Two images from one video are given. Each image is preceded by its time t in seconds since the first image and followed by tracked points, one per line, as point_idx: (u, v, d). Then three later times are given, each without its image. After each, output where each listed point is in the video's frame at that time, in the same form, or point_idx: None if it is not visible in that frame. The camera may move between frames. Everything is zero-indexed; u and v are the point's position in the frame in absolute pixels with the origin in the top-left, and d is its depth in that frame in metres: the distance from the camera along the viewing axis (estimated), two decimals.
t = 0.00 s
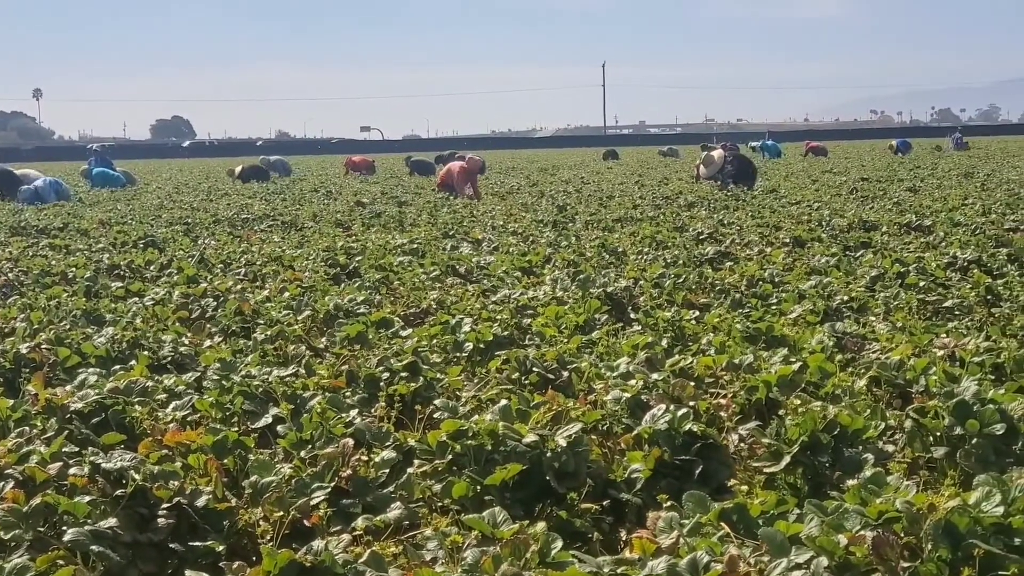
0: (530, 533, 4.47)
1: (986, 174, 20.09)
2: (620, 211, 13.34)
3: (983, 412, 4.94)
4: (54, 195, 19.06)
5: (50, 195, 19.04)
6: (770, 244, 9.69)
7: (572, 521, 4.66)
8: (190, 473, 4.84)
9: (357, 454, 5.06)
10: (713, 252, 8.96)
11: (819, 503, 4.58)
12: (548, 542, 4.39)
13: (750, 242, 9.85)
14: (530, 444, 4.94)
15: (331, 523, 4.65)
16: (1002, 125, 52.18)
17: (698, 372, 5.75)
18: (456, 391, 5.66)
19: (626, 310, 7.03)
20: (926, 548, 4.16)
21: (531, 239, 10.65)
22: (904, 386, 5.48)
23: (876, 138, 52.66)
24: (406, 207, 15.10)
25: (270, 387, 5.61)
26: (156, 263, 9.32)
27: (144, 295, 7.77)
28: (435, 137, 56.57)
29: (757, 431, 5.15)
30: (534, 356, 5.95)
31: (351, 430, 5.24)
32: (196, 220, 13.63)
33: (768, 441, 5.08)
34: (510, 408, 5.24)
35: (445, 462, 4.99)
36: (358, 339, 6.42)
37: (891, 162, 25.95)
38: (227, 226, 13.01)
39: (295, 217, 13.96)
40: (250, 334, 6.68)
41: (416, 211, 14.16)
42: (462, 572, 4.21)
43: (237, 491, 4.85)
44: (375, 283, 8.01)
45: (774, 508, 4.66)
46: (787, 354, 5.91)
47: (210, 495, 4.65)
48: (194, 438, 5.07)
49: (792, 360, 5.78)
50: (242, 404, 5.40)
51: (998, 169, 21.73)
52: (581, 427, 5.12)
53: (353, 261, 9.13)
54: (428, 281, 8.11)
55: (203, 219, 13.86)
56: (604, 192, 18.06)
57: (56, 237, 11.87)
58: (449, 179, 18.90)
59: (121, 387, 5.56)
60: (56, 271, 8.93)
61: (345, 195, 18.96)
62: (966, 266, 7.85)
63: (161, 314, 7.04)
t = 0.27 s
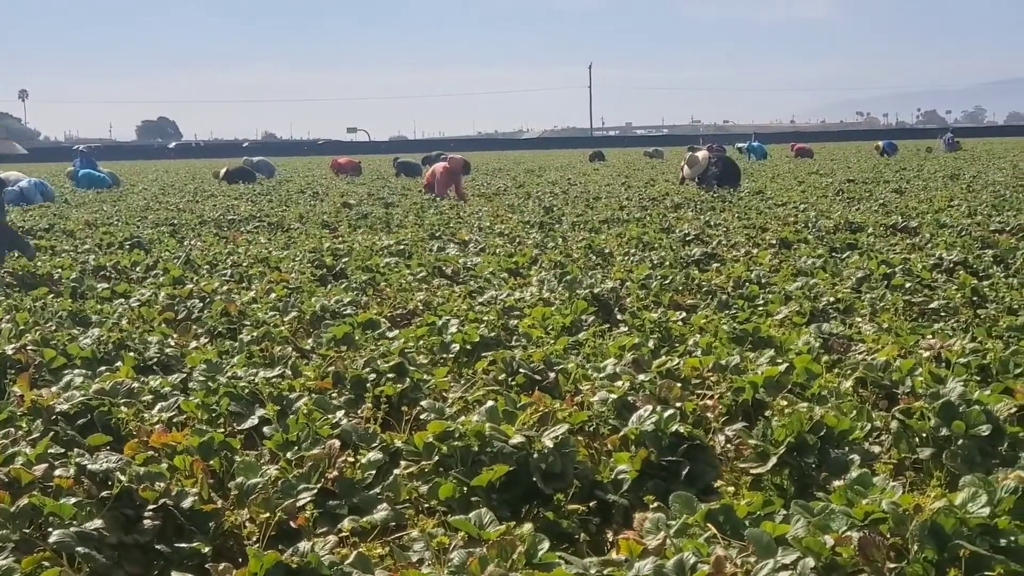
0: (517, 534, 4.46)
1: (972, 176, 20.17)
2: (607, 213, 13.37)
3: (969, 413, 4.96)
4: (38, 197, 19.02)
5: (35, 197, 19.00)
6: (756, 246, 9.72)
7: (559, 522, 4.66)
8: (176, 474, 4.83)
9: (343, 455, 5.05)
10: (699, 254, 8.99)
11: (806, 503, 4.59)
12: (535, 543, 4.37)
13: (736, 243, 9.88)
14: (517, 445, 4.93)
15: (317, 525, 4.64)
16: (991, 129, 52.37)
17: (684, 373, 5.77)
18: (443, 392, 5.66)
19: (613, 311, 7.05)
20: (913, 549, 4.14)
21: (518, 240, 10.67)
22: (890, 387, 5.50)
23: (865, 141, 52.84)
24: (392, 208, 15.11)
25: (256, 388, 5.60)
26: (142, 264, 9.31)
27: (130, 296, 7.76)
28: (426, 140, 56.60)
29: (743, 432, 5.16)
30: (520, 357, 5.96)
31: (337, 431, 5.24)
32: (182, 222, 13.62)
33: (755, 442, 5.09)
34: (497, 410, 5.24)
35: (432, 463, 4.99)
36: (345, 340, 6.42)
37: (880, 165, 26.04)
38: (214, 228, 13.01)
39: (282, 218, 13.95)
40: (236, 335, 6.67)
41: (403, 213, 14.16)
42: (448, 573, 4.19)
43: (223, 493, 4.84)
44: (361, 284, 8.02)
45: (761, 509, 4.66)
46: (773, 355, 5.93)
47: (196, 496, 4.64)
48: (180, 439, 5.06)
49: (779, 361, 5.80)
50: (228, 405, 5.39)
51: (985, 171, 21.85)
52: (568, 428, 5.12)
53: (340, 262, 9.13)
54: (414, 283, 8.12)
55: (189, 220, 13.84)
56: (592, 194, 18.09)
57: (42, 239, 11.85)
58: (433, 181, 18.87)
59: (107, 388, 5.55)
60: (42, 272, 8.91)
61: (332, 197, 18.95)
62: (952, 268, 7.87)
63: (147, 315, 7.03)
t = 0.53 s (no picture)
0: (510, 534, 4.45)
1: (964, 177, 20.22)
2: (599, 214, 13.38)
3: (962, 413, 4.97)
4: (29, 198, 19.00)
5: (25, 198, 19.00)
6: (749, 246, 9.74)
7: (552, 522, 4.65)
8: (168, 474, 4.83)
9: (336, 455, 5.05)
10: (692, 254, 9.01)
11: (799, 503, 4.59)
12: (528, 543, 4.37)
13: (729, 244, 9.89)
14: (510, 445, 4.93)
15: (309, 525, 4.64)
16: (986, 130, 52.48)
17: (678, 373, 5.77)
18: (436, 392, 5.66)
19: (606, 311, 7.07)
20: (905, 549, 4.14)
21: (511, 240, 10.68)
22: (883, 387, 5.51)
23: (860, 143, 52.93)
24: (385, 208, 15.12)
25: (249, 388, 5.60)
26: (135, 264, 9.31)
27: (122, 296, 7.76)
28: (422, 142, 56.65)
29: (736, 432, 5.16)
30: (513, 357, 5.96)
31: (330, 431, 5.24)
32: (175, 222, 13.61)
33: (748, 442, 5.09)
34: (490, 409, 5.24)
35: (424, 463, 4.99)
36: (338, 340, 6.43)
37: (874, 165, 26.09)
38: (207, 228, 13.01)
39: (274, 219, 13.95)
40: (229, 335, 6.68)
41: (396, 213, 14.16)
42: (441, 573, 4.18)
43: (216, 493, 4.83)
44: (354, 284, 8.02)
45: (754, 509, 4.66)
46: (766, 355, 5.94)
47: (189, 496, 4.63)
48: (173, 439, 5.06)
49: (772, 361, 5.82)
50: (220, 405, 5.39)
51: (978, 172, 21.91)
52: (561, 427, 5.12)
53: (332, 262, 9.13)
54: (407, 283, 8.13)
55: (181, 220, 13.84)
56: (585, 195, 18.11)
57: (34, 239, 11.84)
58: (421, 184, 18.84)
59: (99, 388, 5.54)
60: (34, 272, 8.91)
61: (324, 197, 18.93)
62: (944, 268, 7.89)
63: (139, 315, 7.03)
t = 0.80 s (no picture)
0: (502, 534, 4.44)
1: (957, 177, 20.27)
2: (592, 214, 13.40)
3: (954, 413, 4.96)
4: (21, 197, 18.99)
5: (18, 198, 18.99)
6: (742, 246, 9.75)
7: (544, 522, 4.65)
8: (160, 474, 4.83)
9: (329, 455, 5.05)
10: (684, 254, 9.03)
11: (791, 503, 4.59)
12: (520, 542, 4.37)
13: (722, 244, 9.91)
14: (503, 445, 4.93)
15: (302, 525, 4.64)
16: (982, 130, 52.53)
17: (670, 373, 5.78)
18: (428, 392, 5.67)
19: (599, 311, 7.08)
20: (897, 549, 4.14)
21: (504, 240, 10.70)
22: (875, 386, 5.52)
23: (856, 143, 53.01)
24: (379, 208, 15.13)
25: (241, 388, 5.61)
26: (128, 265, 9.31)
27: (115, 296, 7.77)
28: (418, 143, 56.68)
29: (728, 432, 5.16)
30: (506, 358, 5.97)
31: (322, 431, 5.24)
32: (168, 222, 13.62)
33: (740, 442, 5.09)
34: (482, 409, 5.25)
35: (417, 463, 4.99)
36: (330, 340, 6.44)
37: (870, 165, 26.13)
38: (200, 229, 13.02)
39: (267, 219, 13.96)
40: (221, 335, 6.68)
41: (390, 213, 14.17)
42: (433, 572, 4.17)
43: (208, 492, 4.84)
44: (347, 285, 8.03)
45: (746, 508, 4.66)
46: (759, 355, 5.95)
47: (181, 496, 4.63)
48: (165, 440, 5.06)
49: (764, 361, 5.83)
50: (213, 405, 5.40)
51: (972, 172, 21.96)
52: (553, 427, 5.12)
53: (325, 263, 9.14)
54: (400, 283, 8.15)
55: (174, 221, 13.84)
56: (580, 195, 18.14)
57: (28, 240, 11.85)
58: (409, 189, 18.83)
59: (92, 388, 5.55)
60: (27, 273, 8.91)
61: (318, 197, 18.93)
62: (937, 267, 7.91)
63: (132, 315, 7.04)
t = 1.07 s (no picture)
0: (491, 534, 4.44)
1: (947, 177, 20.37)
2: (583, 215, 13.42)
3: (943, 413, 4.97)
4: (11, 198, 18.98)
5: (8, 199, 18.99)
6: (732, 247, 9.78)
7: (533, 522, 4.65)
8: (148, 475, 4.83)
9: (317, 455, 5.05)
10: (673, 255, 9.05)
11: (779, 503, 4.60)
12: (509, 543, 4.36)
13: (711, 245, 9.93)
14: (491, 446, 4.94)
15: (290, 526, 4.64)
16: (975, 131, 52.68)
17: (659, 374, 5.79)
18: (417, 393, 5.67)
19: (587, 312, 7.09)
20: (885, 548, 4.15)
21: (493, 241, 10.71)
22: (863, 387, 5.54)
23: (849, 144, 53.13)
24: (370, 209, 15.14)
25: (230, 389, 5.60)
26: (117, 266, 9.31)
27: (103, 297, 7.77)
28: (413, 144, 56.73)
29: (717, 432, 5.16)
30: (495, 358, 5.98)
31: (311, 431, 5.24)
32: (159, 223, 13.61)
33: (729, 442, 5.10)
34: (471, 410, 5.25)
35: (405, 464, 4.99)
36: (319, 341, 6.44)
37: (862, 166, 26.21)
38: (190, 229, 13.03)
39: (258, 220, 13.96)
40: (210, 336, 6.69)
41: (381, 214, 14.18)
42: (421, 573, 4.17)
43: (196, 493, 4.83)
44: (336, 285, 8.04)
45: (734, 508, 4.67)
46: (747, 355, 5.96)
47: (169, 497, 4.63)
48: (153, 440, 5.06)
49: (753, 362, 5.85)
50: (201, 406, 5.40)
51: (963, 172, 22.05)
52: (542, 428, 5.13)
53: (315, 263, 9.15)
54: (388, 284, 8.16)
55: (165, 221, 13.83)
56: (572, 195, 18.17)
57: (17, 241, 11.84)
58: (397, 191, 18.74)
59: (79, 389, 5.54)
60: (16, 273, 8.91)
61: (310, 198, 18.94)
62: (925, 268, 7.94)
63: (120, 316, 7.04)
